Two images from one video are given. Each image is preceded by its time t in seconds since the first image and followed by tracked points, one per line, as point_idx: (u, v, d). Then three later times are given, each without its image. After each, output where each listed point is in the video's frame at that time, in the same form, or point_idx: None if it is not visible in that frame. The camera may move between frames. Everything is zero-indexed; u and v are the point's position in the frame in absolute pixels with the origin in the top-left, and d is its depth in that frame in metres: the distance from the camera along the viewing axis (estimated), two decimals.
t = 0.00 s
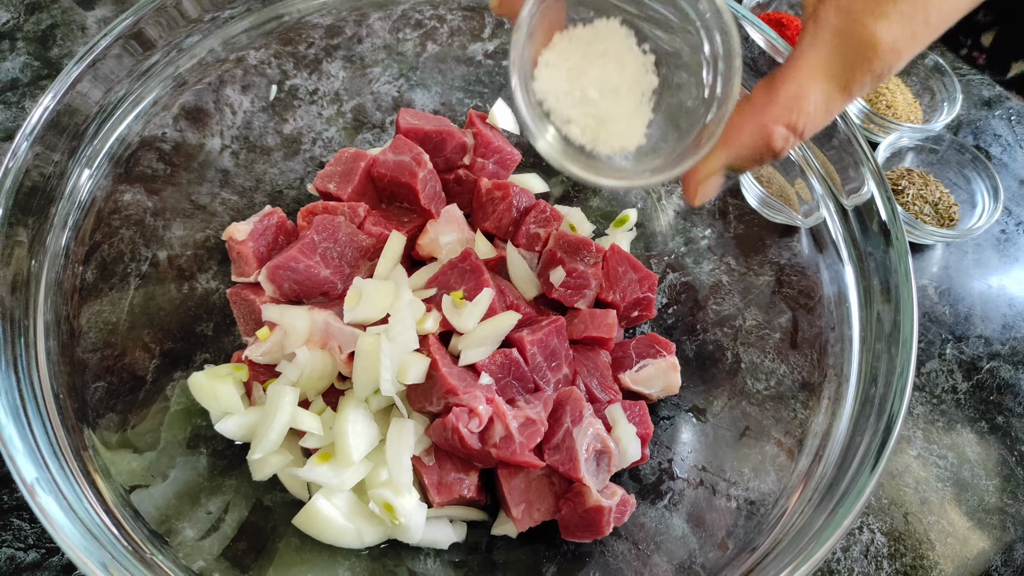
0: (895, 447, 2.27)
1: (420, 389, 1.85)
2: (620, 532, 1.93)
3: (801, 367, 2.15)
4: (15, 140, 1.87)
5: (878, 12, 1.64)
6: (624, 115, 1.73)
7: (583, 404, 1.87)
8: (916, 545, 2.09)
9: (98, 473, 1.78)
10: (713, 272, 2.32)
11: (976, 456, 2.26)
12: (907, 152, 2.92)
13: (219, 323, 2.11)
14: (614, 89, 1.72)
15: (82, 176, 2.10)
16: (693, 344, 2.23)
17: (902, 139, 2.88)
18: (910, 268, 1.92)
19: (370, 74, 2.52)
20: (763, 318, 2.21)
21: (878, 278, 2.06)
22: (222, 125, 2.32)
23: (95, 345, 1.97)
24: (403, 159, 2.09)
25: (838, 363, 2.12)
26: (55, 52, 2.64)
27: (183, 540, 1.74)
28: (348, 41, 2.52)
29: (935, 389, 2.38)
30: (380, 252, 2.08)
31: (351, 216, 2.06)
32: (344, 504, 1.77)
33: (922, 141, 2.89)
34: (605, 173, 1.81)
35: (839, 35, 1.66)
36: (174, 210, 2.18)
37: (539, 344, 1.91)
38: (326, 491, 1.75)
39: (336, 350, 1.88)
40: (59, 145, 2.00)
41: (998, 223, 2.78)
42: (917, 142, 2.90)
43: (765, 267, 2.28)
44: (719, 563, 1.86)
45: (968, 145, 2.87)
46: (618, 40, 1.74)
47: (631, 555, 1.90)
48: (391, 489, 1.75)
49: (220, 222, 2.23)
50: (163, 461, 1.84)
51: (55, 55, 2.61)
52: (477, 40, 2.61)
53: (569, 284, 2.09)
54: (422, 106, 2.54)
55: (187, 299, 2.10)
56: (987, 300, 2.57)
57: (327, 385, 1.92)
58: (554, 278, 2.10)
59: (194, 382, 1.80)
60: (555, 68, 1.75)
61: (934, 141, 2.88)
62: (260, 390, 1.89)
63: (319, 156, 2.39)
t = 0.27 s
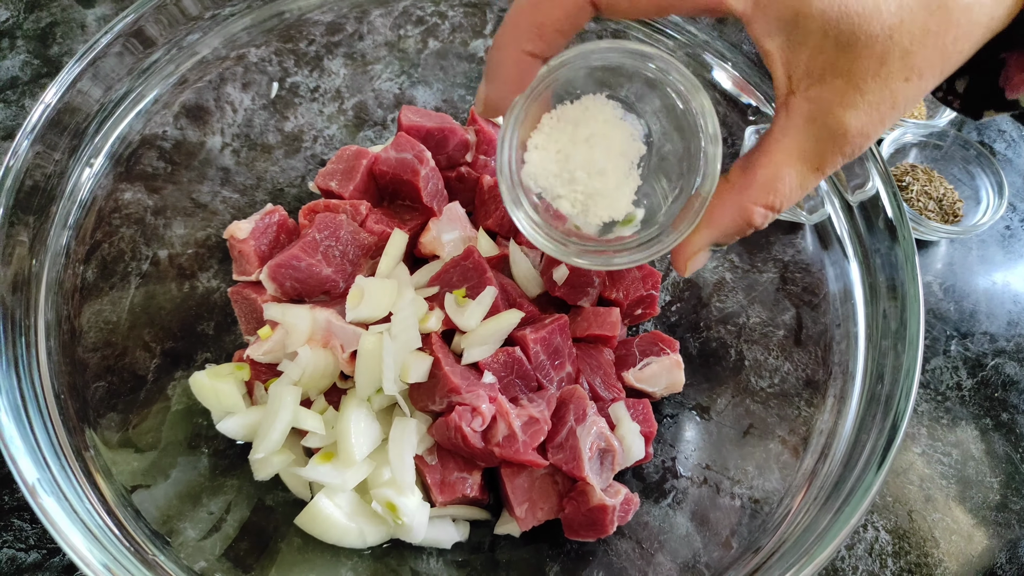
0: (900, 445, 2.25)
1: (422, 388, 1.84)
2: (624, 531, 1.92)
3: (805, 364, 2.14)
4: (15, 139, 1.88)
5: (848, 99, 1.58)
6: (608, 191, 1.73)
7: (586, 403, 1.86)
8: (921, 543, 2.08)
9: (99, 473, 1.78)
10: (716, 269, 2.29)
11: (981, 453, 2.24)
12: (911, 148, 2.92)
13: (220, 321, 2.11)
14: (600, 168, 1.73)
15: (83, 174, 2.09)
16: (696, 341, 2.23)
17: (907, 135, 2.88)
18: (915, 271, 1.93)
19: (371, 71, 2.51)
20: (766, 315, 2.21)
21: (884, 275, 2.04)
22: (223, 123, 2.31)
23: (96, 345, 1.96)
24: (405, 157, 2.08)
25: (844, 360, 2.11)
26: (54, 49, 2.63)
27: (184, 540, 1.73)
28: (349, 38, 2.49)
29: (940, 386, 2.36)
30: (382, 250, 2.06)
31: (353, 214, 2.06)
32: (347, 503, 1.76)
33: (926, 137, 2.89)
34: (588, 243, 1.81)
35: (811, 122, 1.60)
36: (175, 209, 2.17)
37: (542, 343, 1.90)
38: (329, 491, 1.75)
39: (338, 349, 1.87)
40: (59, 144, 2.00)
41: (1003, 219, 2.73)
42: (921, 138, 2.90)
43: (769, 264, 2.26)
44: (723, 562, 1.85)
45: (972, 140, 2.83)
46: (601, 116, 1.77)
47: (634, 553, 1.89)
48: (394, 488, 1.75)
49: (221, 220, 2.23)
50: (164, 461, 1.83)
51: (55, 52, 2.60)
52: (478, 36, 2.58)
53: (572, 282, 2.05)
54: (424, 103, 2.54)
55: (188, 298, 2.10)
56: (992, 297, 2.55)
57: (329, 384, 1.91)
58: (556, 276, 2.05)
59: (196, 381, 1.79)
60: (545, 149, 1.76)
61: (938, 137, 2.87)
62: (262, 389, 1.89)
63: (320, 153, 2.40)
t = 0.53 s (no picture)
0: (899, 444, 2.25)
1: (421, 387, 1.84)
2: (623, 530, 1.92)
3: (805, 363, 2.14)
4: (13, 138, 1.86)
5: (834, 115, 1.60)
6: (597, 197, 1.72)
7: (585, 402, 1.85)
8: (920, 543, 2.07)
9: (97, 473, 1.77)
10: (716, 267, 2.29)
11: (980, 453, 2.24)
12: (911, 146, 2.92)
13: (218, 321, 2.09)
14: (587, 176, 1.71)
15: (81, 173, 2.09)
16: (696, 341, 2.21)
17: (907, 133, 2.88)
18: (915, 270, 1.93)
19: (370, 70, 2.50)
20: (766, 314, 2.20)
21: (885, 274, 2.04)
22: (221, 121, 2.30)
23: (94, 344, 1.95)
24: (403, 156, 2.07)
25: (844, 360, 2.11)
26: (52, 47, 2.62)
27: (182, 541, 1.73)
28: (347, 36, 2.49)
29: (939, 385, 2.35)
30: (380, 248, 2.05)
31: (352, 213, 2.05)
32: (345, 503, 1.76)
33: (926, 136, 2.89)
34: (582, 245, 1.80)
35: (794, 136, 1.63)
36: (173, 207, 2.16)
37: (541, 342, 1.89)
38: (327, 491, 1.74)
39: (336, 349, 1.86)
40: (57, 142, 1.99)
41: (1003, 217, 2.72)
42: (921, 136, 2.90)
43: (769, 263, 2.26)
44: (722, 562, 1.85)
45: (972, 138, 2.83)
46: (588, 123, 1.75)
47: (634, 553, 1.89)
48: (392, 488, 1.74)
49: (220, 219, 2.21)
50: (162, 461, 1.82)
51: (52, 51, 2.59)
52: (477, 34, 2.58)
53: (571, 281, 2.05)
54: (423, 101, 2.51)
55: (186, 298, 2.09)
56: (991, 296, 2.55)
57: (327, 384, 1.90)
58: (555, 275, 2.04)
59: (194, 380, 1.79)
60: (532, 155, 1.75)
61: (938, 135, 2.87)
62: (260, 389, 1.88)
63: (319, 152, 2.38)
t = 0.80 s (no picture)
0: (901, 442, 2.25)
1: (424, 383, 1.85)
2: (625, 527, 1.92)
3: (808, 361, 2.14)
4: (16, 131, 1.86)
5: (770, 134, 1.47)
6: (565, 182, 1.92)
7: (588, 398, 1.86)
8: (922, 541, 2.07)
9: (101, 466, 1.77)
10: (718, 265, 2.31)
11: (982, 451, 2.24)
12: (913, 145, 2.92)
13: (221, 316, 2.10)
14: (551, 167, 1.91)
15: (85, 167, 2.09)
16: (698, 338, 2.21)
17: (909, 132, 2.88)
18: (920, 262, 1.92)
19: (372, 66, 2.50)
20: (768, 312, 2.20)
21: (888, 273, 2.04)
22: (224, 117, 2.30)
23: (97, 339, 1.95)
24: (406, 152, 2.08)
25: (847, 357, 2.11)
26: (55, 43, 2.62)
27: (185, 535, 1.73)
28: (350, 32, 2.49)
29: (941, 383, 2.36)
30: (383, 245, 2.06)
31: (354, 209, 2.05)
32: (348, 499, 1.75)
33: (929, 134, 2.89)
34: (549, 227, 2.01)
35: (726, 144, 1.53)
36: (176, 203, 2.16)
37: (543, 339, 1.91)
38: (330, 486, 1.74)
39: (339, 344, 1.86)
40: (60, 137, 1.99)
41: (1005, 216, 2.72)
42: (924, 135, 2.90)
43: (771, 260, 2.28)
44: (724, 559, 1.85)
45: (975, 138, 2.84)
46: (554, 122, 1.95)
47: (636, 550, 1.89)
48: (395, 483, 1.75)
49: (223, 215, 2.22)
50: (166, 455, 1.83)
51: (55, 46, 2.59)
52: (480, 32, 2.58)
53: (574, 277, 2.06)
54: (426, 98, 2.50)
55: (189, 293, 2.10)
56: (994, 294, 2.55)
57: (330, 379, 1.89)
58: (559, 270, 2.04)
59: (197, 375, 1.79)
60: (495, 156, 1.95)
61: (941, 134, 2.87)
62: (263, 384, 1.87)
63: (322, 148, 2.39)
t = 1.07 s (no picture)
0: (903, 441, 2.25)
1: (426, 381, 1.84)
2: (627, 525, 1.92)
3: (810, 360, 2.14)
4: (21, 129, 1.87)
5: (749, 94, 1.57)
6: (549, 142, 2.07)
7: (590, 397, 1.85)
8: (924, 539, 2.07)
9: (105, 463, 1.78)
10: (721, 264, 2.31)
11: (984, 450, 2.24)
12: (915, 144, 2.91)
13: (224, 315, 2.09)
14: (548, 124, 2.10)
15: (89, 166, 2.10)
16: (700, 337, 2.21)
17: (911, 131, 2.87)
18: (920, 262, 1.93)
19: (375, 65, 2.50)
20: (769, 310, 2.21)
21: (890, 272, 2.05)
22: (227, 116, 2.31)
23: (101, 337, 1.96)
24: (408, 150, 2.08)
25: (849, 355, 2.10)
26: (58, 43, 2.62)
27: (189, 532, 1.74)
28: (353, 32, 2.50)
29: (943, 382, 2.36)
30: (385, 243, 2.06)
31: (357, 207, 2.05)
32: (350, 497, 1.76)
33: (931, 133, 2.89)
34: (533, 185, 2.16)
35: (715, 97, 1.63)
36: (179, 202, 2.17)
37: (545, 338, 1.88)
38: (332, 484, 1.75)
39: (341, 342, 1.86)
40: (63, 137, 2.00)
41: (1007, 215, 2.72)
42: (926, 134, 2.89)
43: (772, 259, 2.28)
44: (725, 557, 1.86)
45: (978, 137, 2.85)
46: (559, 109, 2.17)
47: (638, 548, 1.89)
48: (397, 481, 1.75)
49: (225, 214, 2.21)
50: (169, 453, 1.84)
51: (59, 46, 2.60)
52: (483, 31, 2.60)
53: (575, 276, 2.06)
54: (428, 97, 2.51)
55: (192, 292, 2.10)
56: (996, 293, 2.55)
57: (333, 377, 1.90)
58: (560, 270, 2.07)
59: (200, 373, 1.80)
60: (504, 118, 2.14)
61: (943, 133, 2.87)
62: (266, 382, 1.88)
63: (324, 148, 2.38)
